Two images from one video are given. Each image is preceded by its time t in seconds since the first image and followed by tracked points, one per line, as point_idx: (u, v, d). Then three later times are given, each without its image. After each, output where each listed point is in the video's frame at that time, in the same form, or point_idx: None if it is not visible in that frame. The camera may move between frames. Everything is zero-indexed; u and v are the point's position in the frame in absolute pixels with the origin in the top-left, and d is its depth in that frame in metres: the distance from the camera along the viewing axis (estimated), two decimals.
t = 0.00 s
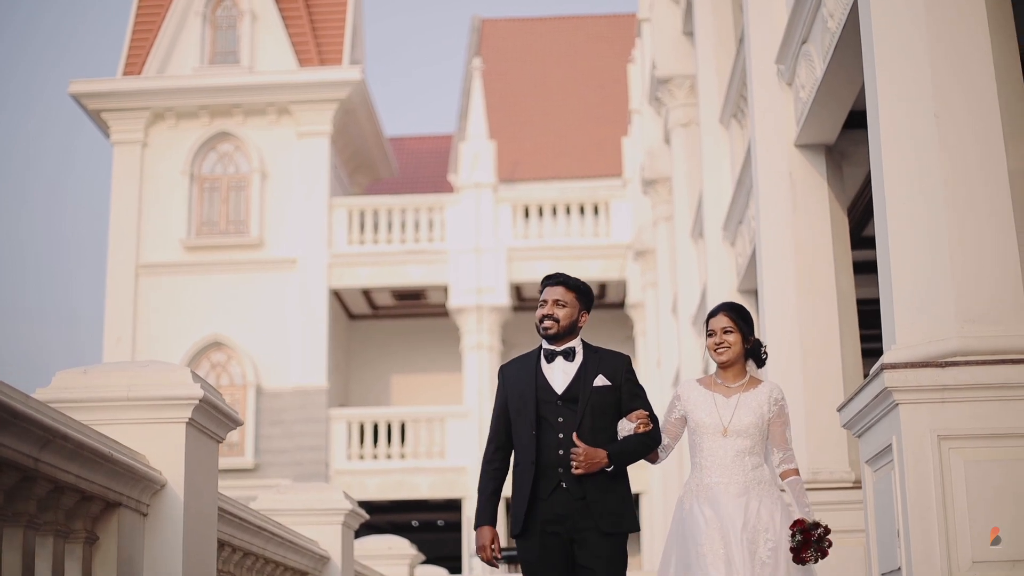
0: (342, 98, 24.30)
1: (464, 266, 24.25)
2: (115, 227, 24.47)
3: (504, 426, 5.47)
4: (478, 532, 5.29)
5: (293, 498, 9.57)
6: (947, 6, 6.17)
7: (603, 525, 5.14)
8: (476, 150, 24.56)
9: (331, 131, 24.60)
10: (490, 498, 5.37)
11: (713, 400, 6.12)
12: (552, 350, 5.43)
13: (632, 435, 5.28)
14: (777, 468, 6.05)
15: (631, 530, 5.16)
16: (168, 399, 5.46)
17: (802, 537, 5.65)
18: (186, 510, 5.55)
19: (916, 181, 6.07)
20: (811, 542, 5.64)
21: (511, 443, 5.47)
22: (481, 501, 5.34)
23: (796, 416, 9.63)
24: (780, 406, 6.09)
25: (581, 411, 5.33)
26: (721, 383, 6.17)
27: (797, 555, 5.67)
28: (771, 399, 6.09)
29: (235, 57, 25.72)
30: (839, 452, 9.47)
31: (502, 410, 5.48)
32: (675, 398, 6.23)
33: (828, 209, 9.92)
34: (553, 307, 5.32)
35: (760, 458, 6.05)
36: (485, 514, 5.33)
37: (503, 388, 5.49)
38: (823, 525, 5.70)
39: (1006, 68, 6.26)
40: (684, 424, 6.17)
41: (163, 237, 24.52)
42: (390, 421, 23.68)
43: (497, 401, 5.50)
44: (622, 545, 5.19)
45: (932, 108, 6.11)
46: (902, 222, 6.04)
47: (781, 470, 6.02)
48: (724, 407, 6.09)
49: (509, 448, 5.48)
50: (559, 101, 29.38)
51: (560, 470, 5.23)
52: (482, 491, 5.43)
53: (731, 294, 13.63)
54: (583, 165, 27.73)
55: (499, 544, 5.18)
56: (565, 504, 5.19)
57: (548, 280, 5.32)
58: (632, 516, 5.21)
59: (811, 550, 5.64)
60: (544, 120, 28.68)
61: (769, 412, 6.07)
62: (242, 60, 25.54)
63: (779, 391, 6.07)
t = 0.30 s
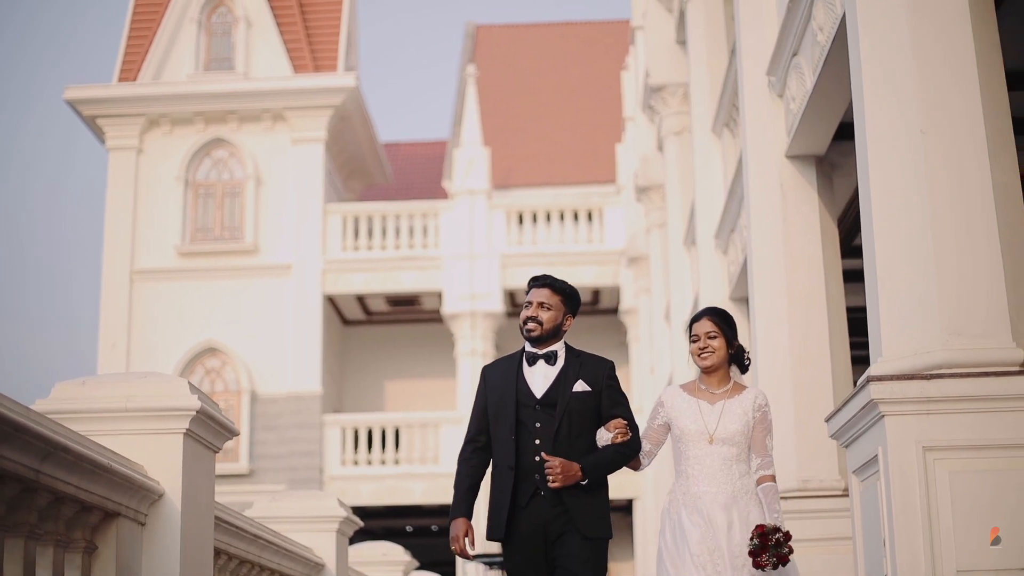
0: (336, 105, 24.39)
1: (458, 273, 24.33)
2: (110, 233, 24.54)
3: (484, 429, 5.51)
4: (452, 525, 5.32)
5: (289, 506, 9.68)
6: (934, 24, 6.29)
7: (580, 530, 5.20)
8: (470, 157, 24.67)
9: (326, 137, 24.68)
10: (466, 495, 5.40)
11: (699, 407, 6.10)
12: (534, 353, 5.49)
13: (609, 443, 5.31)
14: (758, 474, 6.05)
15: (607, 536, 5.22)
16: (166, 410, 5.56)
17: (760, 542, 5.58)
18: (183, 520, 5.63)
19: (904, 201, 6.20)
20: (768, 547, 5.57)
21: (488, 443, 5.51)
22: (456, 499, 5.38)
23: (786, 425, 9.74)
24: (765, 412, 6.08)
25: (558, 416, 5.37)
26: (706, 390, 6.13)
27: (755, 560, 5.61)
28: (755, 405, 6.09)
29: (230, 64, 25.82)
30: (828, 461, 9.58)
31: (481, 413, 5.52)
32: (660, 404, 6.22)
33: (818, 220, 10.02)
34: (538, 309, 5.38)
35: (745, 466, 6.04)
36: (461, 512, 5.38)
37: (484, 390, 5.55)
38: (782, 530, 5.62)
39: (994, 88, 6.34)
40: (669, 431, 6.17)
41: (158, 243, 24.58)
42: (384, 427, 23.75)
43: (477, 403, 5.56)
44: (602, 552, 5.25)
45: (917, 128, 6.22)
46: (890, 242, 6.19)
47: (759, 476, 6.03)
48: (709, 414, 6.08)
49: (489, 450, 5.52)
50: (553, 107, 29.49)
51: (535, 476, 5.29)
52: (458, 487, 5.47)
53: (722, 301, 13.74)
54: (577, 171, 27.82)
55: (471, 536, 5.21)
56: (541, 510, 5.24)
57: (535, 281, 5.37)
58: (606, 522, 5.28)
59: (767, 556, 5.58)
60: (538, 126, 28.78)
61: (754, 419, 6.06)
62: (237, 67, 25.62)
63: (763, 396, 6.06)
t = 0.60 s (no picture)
0: (330, 106, 24.47)
1: (451, 274, 24.41)
2: (105, 233, 24.61)
3: (476, 429, 5.55)
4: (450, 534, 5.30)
5: (284, 509, 9.78)
6: (920, 37, 6.41)
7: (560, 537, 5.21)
8: (463, 159, 24.77)
9: (320, 139, 24.75)
10: (461, 500, 5.42)
11: (675, 402, 6.19)
12: (528, 352, 5.56)
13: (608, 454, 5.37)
14: (741, 473, 6.19)
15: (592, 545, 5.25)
16: (164, 415, 5.66)
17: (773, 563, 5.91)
18: (182, 524, 5.73)
19: (889, 209, 6.34)
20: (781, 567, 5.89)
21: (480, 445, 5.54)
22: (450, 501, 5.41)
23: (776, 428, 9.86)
24: (742, 406, 6.16)
25: (549, 419, 5.42)
26: (681, 384, 6.25)
27: None
28: (732, 399, 6.17)
29: (225, 65, 25.88)
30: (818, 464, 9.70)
31: (473, 411, 5.57)
32: (636, 402, 6.30)
33: (808, 226, 10.14)
34: (534, 306, 5.45)
35: (722, 460, 6.10)
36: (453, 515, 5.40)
37: (476, 389, 5.60)
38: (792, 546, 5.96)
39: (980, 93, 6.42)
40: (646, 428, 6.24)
41: (152, 244, 24.65)
42: (378, 428, 23.83)
43: (469, 402, 5.60)
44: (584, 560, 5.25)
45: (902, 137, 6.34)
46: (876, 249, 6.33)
47: (746, 477, 6.19)
48: (686, 409, 6.16)
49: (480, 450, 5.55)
50: (546, 108, 29.59)
51: (523, 480, 5.33)
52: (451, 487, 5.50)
53: (714, 305, 13.86)
54: (570, 173, 27.92)
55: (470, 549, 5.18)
56: (529, 514, 5.28)
57: (533, 279, 5.46)
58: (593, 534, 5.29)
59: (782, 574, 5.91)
60: (531, 128, 28.88)
61: (731, 413, 6.14)
62: (231, 68, 25.67)
63: (741, 391, 6.14)
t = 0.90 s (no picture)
0: (325, 107, 24.54)
1: (445, 275, 24.52)
2: (100, 233, 24.68)
3: (471, 415, 5.39)
4: (437, 517, 5.16)
5: (280, 510, 9.89)
6: (908, 50, 6.56)
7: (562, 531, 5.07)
8: (458, 160, 24.87)
9: (315, 140, 24.81)
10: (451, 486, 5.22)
11: (664, 398, 6.11)
12: (528, 341, 5.42)
13: (606, 452, 5.18)
14: (729, 471, 6.13)
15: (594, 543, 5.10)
16: (163, 419, 5.75)
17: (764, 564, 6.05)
18: (181, 525, 5.82)
19: (875, 218, 6.47)
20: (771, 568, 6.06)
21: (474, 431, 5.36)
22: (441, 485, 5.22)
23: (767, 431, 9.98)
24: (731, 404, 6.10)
25: (548, 409, 5.26)
26: (669, 380, 6.17)
27: None
28: (721, 398, 6.10)
29: (220, 66, 25.98)
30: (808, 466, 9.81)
31: (470, 398, 5.41)
32: (623, 397, 6.20)
33: (800, 230, 10.24)
34: (536, 295, 5.37)
35: (712, 460, 6.07)
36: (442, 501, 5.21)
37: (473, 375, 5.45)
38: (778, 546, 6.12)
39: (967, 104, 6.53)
40: (633, 424, 6.16)
41: (147, 245, 24.71)
42: (373, 428, 23.94)
43: (466, 389, 5.45)
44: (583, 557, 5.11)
45: (890, 148, 6.47)
46: (863, 257, 6.46)
47: (733, 476, 6.12)
48: (675, 406, 6.08)
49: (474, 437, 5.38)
50: (541, 109, 29.69)
51: (522, 469, 5.16)
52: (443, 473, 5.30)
53: (706, 307, 13.98)
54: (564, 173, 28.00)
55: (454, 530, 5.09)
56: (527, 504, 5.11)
57: (535, 267, 5.36)
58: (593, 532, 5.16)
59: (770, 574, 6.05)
60: (526, 129, 28.96)
61: (721, 412, 6.08)
62: (226, 69, 25.73)
63: (728, 389, 6.08)
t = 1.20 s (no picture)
0: (321, 109, 24.61)
1: (441, 276, 24.60)
2: (96, 234, 24.74)
3: (468, 414, 5.44)
4: (442, 515, 5.17)
5: (277, 512, 9.98)
6: (899, 62, 6.68)
7: (558, 533, 5.13)
8: (453, 161, 24.95)
9: (311, 141, 24.89)
10: (453, 484, 5.26)
11: (670, 400, 6.08)
12: (525, 340, 5.46)
13: (601, 452, 5.27)
14: (736, 477, 6.07)
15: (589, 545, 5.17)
16: (164, 424, 5.83)
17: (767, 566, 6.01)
18: (182, 529, 5.91)
19: (868, 225, 6.57)
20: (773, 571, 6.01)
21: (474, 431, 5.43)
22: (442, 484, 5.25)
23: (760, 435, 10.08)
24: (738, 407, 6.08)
25: (549, 409, 5.32)
26: (677, 383, 6.14)
27: None
28: (728, 400, 6.08)
29: (216, 68, 26.01)
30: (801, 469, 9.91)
31: (467, 397, 5.45)
32: (628, 401, 6.19)
33: (793, 236, 10.37)
34: (531, 293, 5.38)
35: (719, 463, 6.01)
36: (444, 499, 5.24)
37: (471, 374, 5.49)
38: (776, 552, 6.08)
39: (956, 114, 6.63)
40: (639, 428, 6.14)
41: (143, 246, 24.76)
42: (368, 429, 24.01)
43: (462, 388, 5.49)
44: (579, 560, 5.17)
45: (882, 156, 6.58)
46: (855, 264, 6.57)
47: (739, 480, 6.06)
48: (681, 409, 6.05)
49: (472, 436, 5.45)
50: (536, 111, 29.77)
51: (524, 470, 5.21)
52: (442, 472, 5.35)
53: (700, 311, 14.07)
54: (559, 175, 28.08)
55: (461, 530, 5.11)
56: (525, 505, 5.15)
57: (529, 265, 5.38)
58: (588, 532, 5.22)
59: None
60: (521, 131, 29.04)
61: (727, 414, 6.05)
62: (222, 71, 25.78)
63: (736, 391, 6.06)
